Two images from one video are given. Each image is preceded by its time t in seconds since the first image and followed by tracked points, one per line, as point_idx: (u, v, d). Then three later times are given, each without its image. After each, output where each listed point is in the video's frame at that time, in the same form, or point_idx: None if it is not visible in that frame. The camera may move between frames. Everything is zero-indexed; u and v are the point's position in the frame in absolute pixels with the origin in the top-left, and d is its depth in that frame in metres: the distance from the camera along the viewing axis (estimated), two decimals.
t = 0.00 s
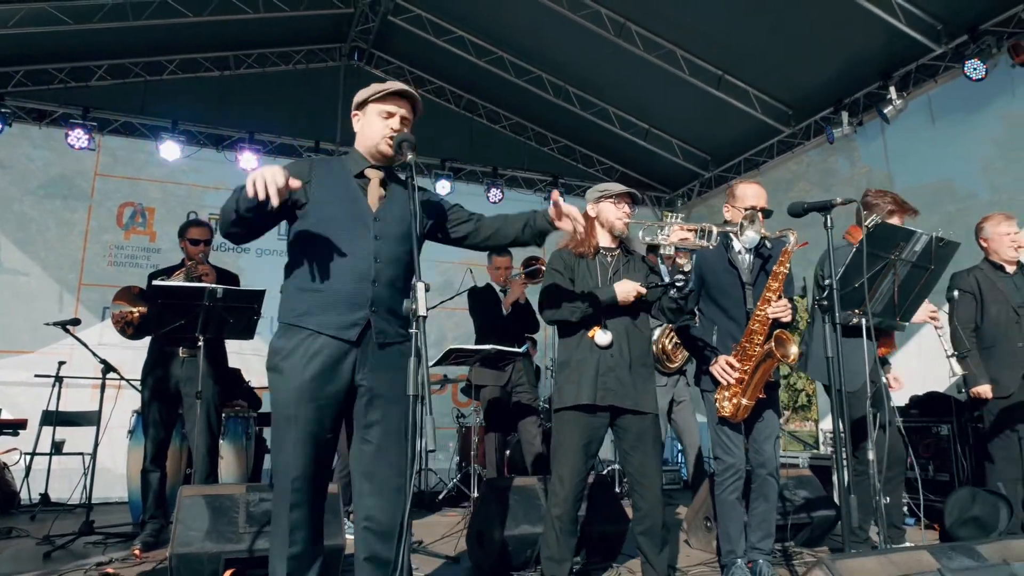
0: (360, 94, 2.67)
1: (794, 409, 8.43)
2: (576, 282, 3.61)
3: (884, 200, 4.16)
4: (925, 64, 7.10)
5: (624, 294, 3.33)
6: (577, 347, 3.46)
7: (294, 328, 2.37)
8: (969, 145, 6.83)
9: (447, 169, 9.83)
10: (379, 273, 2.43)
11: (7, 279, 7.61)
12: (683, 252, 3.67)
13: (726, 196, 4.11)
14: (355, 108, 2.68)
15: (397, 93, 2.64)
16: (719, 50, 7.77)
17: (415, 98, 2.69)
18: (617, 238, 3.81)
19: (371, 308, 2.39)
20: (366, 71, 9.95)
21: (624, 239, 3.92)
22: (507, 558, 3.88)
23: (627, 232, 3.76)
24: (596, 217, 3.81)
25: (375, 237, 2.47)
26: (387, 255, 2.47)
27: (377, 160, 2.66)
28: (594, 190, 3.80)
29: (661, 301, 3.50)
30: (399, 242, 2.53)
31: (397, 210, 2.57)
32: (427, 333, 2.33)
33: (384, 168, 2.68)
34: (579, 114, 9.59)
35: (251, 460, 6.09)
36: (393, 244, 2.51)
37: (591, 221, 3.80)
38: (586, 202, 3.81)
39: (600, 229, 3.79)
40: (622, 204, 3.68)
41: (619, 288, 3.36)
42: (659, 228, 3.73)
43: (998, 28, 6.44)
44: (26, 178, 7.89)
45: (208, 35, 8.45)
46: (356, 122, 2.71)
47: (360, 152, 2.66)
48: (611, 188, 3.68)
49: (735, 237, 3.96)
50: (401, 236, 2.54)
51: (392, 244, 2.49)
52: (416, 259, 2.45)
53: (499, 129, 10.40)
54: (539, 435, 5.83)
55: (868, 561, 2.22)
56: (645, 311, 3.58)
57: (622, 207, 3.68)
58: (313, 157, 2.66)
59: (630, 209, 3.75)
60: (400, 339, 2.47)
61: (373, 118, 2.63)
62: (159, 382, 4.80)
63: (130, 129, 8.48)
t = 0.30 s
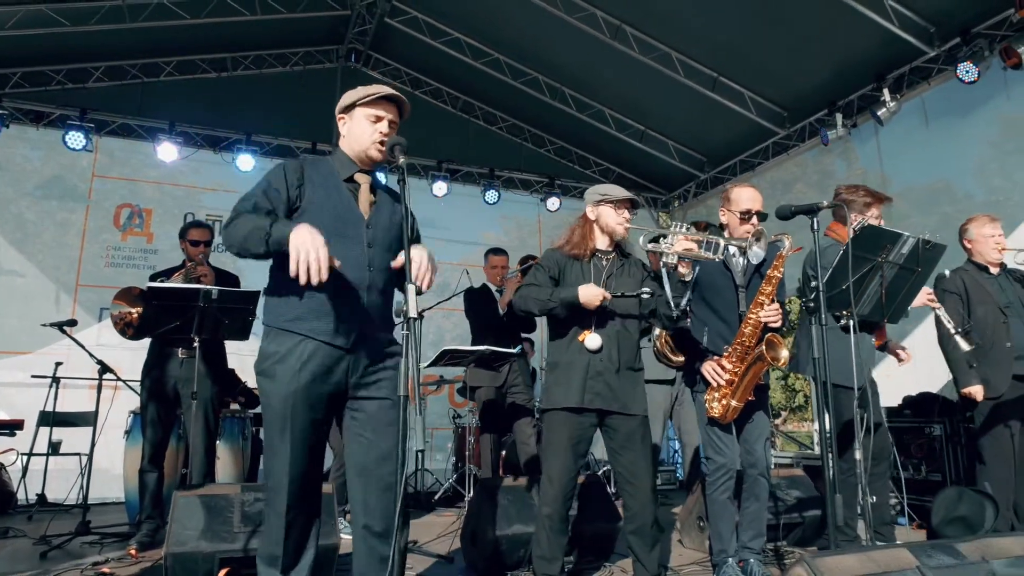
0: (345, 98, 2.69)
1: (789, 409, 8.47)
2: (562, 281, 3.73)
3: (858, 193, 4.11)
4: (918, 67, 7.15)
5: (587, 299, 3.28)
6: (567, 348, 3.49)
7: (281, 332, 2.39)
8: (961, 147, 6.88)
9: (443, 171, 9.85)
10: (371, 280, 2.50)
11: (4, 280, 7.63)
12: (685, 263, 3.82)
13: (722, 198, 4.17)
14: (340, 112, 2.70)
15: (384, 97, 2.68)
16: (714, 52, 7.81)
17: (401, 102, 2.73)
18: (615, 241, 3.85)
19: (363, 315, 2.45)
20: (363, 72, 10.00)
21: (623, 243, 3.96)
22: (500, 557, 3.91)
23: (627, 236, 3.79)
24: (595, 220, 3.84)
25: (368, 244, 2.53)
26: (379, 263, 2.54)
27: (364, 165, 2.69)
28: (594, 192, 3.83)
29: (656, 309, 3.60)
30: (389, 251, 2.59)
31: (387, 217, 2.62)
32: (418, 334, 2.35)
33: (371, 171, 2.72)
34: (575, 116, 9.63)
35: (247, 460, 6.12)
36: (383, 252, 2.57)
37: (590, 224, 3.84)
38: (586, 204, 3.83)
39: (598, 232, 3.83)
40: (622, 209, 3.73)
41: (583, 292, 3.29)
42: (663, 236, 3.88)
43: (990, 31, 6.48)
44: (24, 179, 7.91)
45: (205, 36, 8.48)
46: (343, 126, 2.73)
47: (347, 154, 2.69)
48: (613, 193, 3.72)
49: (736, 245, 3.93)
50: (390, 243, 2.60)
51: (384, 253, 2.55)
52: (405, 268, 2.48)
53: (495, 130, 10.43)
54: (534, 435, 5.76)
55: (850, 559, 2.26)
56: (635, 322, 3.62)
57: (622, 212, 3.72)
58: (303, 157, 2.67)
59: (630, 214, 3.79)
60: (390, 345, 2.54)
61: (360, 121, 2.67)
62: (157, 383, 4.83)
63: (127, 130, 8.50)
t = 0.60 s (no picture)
0: (342, 102, 2.74)
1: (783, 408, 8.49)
2: (554, 282, 3.74)
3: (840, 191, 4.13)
4: (912, 67, 7.17)
5: (571, 305, 3.29)
6: (560, 347, 3.48)
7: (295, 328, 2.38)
8: (953, 148, 6.91)
9: (438, 169, 9.82)
10: (381, 274, 2.49)
11: None
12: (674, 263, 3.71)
13: (714, 195, 4.17)
14: (339, 116, 2.75)
15: (377, 95, 2.71)
16: (709, 51, 7.82)
17: (396, 98, 2.75)
18: (608, 240, 3.85)
19: (374, 308, 2.44)
20: (358, 70, 9.97)
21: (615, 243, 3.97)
22: (493, 556, 3.91)
23: (619, 235, 3.79)
24: (589, 218, 3.84)
25: (375, 239, 2.53)
26: (388, 259, 2.54)
27: (369, 165, 2.71)
28: (588, 192, 3.85)
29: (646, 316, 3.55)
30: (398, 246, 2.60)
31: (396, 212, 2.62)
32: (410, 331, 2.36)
33: (377, 171, 2.73)
34: (570, 115, 9.62)
35: (241, 459, 6.10)
36: (391, 246, 2.57)
37: (584, 223, 3.84)
38: (580, 202, 3.85)
39: (591, 231, 3.82)
40: (617, 207, 3.73)
41: (568, 298, 3.30)
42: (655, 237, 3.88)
43: (982, 31, 6.51)
44: (16, 177, 7.87)
45: (198, 34, 8.44)
46: (344, 130, 2.77)
47: (351, 157, 2.73)
48: (607, 191, 3.73)
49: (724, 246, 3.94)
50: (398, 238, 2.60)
51: (392, 248, 2.56)
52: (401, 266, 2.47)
53: (490, 129, 10.42)
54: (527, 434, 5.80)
55: (839, 558, 2.27)
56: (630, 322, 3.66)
57: (616, 210, 3.72)
58: (306, 160, 2.68)
59: (624, 213, 3.79)
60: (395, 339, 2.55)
61: (357, 122, 2.69)
62: (151, 382, 4.77)
63: (120, 128, 8.46)
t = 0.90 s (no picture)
0: (350, 104, 2.75)
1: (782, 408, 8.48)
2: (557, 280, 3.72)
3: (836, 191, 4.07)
4: (913, 66, 7.15)
5: (575, 290, 3.27)
6: (563, 345, 3.47)
7: (298, 330, 2.38)
8: (955, 147, 6.89)
9: (438, 168, 9.79)
10: (382, 279, 2.47)
11: None
12: (672, 251, 3.82)
13: (718, 195, 4.17)
14: (348, 118, 2.75)
15: (383, 94, 2.69)
16: (710, 50, 7.79)
17: (404, 99, 2.74)
18: (608, 238, 3.81)
19: (375, 311, 2.42)
20: (357, 68, 9.93)
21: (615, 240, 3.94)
22: (493, 557, 3.89)
23: (618, 233, 3.76)
24: (586, 218, 3.82)
25: (380, 243, 2.51)
26: (391, 261, 2.51)
27: (376, 165, 2.69)
28: (583, 192, 3.84)
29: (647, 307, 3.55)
30: (402, 249, 2.57)
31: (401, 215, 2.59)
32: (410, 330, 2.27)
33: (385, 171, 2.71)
34: (570, 113, 9.59)
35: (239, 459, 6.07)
36: (395, 250, 2.54)
37: (581, 222, 3.83)
38: (576, 203, 3.84)
39: (589, 230, 3.80)
40: (610, 205, 3.71)
41: (572, 283, 3.28)
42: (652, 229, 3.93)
43: (984, 30, 6.48)
44: (13, 174, 7.82)
45: (197, 31, 8.41)
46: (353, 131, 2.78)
47: (359, 157, 2.72)
48: (602, 188, 3.72)
49: (725, 238, 3.99)
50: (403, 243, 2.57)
51: (396, 251, 2.53)
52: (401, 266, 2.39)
53: (490, 128, 10.39)
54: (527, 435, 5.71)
55: (847, 561, 2.24)
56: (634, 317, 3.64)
57: (611, 208, 3.70)
58: (319, 163, 2.70)
59: (620, 211, 3.77)
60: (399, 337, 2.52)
61: (364, 123, 2.68)
62: (149, 380, 4.78)
63: (119, 125, 8.42)
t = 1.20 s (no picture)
0: (343, 90, 2.66)
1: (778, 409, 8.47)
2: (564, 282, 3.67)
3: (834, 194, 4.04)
4: (912, 68, 7.15)
5: (616, 297, 3.31)
6: (564, 347, 3.45)
7: (289, 323, 2.32)
8: (953, 149, 6.89)
9: (435, 167, 9.73)
10: (374, 267, 2.44)
11: None
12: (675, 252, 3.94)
13: (717, 195, 4.16)
14: (338, 105, 2.67)
15: (382, 88, 2.65)
16: (708, 51, 7.78)
17: (399, 92, 2.69)
18: (609, 238, 3.79)
19: (366, 302, 2.38)
20: (353, 67, 9.87)
21: (615, 239, 3.91)
22: (492, 559, 3.85)
23: (619, 232, 3.73)
24: (588, 217, 3.80)
25: (370, 231, 2.49)
26: (382, 250, 2.49)
27: (364, 158, 2.65)
28: (584, 191, 3.81)
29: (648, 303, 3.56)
30: (392, 238, 2.55)
31: (389, 202, 2.58)
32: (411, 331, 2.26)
33: (371, 163, 2.66)
34: (567, 113, 9.56)
35: (233, 459, 6.01)
36: (386, 238, 2.53)
37: (583, 222, 3.81)
38: (578, 203, 3.80)
39: (591, 229, 3.77)
40: (614, 206, 3.67)
41: (611, 291, 3.33)
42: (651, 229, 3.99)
43: (983, 32, 6.49)
44: (4, 171, 7.73)
45: (192, 28, 8.34)
46: (342, 120, 2.70)
47: (346, 148, 2.66)
48: (602, 188, 3.69)
49: (726, 238, 3.97)
50: (392, 230, 2.56)
51: (386, 239, 2.51)
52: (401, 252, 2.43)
53: (487, 127, 10.34)
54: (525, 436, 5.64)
55: (860, 566, 2.22)
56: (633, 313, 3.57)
57: (614, 207, 3.67)
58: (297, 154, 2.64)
59: (622, 211, 3.74)
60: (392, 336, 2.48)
61: (358, 114, 2.62)
62: (141, 379, 4.75)
63: (112, 122, 8.33)
